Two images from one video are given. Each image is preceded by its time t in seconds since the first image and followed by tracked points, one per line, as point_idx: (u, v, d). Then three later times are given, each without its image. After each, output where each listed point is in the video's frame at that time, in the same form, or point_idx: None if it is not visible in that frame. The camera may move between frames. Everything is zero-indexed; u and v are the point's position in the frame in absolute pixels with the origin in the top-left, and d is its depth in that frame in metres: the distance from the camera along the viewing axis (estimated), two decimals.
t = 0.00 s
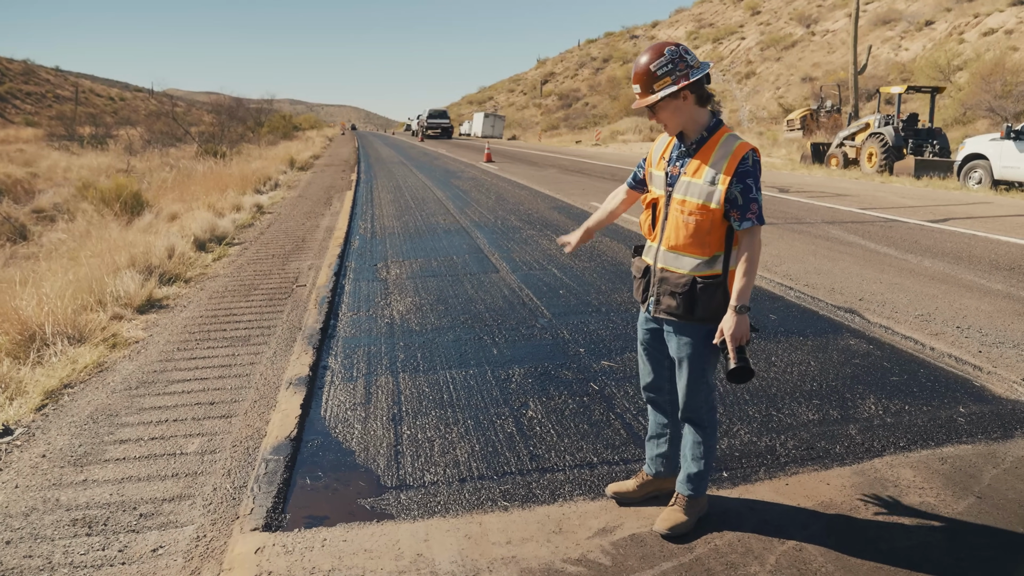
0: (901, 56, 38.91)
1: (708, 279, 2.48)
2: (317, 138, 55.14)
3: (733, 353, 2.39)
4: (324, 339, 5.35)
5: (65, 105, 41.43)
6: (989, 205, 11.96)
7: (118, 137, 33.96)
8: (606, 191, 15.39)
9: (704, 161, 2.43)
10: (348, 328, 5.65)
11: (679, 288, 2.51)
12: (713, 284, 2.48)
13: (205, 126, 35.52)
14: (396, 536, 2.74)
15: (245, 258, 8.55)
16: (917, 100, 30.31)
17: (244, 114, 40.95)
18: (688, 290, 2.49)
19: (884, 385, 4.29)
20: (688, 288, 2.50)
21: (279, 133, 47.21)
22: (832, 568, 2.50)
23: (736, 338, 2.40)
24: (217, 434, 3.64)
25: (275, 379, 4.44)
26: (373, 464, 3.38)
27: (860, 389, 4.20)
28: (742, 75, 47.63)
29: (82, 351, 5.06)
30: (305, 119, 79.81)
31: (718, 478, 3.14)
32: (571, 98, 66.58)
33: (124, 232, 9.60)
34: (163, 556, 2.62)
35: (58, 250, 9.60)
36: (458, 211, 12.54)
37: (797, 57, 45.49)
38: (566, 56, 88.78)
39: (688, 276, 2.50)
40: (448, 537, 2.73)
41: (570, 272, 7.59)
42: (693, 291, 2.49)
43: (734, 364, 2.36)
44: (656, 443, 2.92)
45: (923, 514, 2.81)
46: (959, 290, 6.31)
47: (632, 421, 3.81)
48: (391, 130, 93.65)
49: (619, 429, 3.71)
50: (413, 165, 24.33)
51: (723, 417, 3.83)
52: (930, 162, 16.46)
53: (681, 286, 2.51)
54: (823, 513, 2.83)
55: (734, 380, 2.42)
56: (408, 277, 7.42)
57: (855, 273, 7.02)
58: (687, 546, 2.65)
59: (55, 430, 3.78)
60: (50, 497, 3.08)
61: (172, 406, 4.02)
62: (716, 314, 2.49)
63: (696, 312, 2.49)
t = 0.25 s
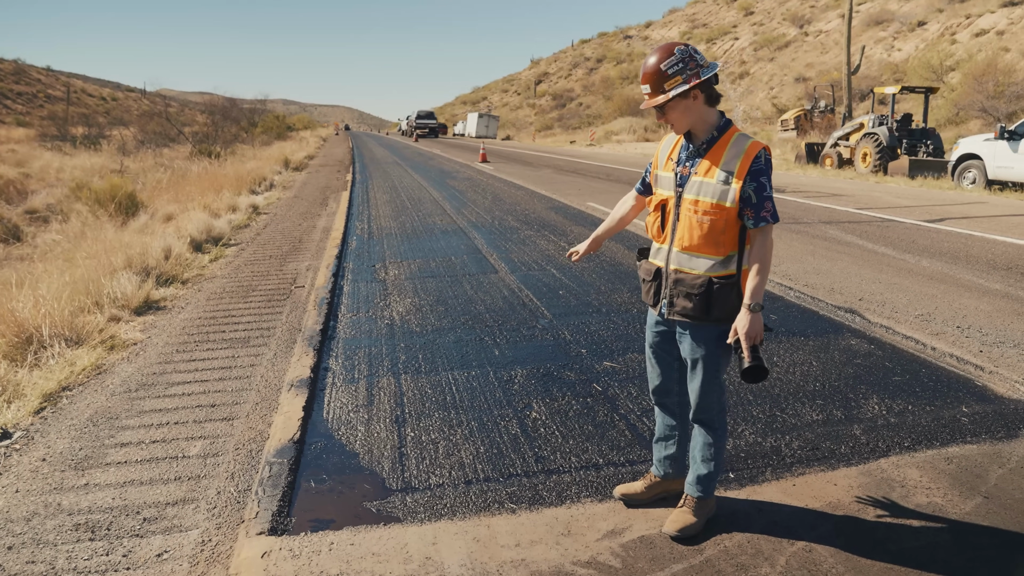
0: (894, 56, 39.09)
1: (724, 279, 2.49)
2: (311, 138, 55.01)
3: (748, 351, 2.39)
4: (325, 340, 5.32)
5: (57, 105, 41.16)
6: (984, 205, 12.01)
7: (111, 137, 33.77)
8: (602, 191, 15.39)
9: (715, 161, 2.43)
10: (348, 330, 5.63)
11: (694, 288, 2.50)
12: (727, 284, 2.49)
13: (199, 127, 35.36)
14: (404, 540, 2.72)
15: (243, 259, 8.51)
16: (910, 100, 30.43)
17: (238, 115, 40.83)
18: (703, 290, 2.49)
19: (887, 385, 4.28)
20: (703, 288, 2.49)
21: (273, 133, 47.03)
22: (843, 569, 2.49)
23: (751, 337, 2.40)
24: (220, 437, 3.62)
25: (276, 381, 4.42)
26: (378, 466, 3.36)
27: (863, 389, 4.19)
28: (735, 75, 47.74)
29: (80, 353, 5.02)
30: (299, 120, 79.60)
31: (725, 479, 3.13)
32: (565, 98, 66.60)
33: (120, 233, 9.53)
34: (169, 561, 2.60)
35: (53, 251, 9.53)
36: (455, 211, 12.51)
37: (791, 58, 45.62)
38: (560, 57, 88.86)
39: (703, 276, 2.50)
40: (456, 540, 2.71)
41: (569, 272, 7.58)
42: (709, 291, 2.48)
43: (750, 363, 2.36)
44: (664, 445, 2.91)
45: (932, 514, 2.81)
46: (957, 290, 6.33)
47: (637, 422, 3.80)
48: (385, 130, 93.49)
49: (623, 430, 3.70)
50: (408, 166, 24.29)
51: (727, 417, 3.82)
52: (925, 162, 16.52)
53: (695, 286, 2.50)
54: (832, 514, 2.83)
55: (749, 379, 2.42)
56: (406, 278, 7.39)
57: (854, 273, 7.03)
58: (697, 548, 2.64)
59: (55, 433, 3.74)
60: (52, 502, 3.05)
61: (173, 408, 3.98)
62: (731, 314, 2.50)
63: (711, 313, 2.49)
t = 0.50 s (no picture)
0: (885, 56, 39.30)
1: (730, 280, 2.49)
2: (302, 138, 54.84)
3: (760, 353, 2.41)
4: (322, 342, 5.29)
5: (46, 105, 40.86)
6: (976, 205, 12.08)
7: (101, 138, 33.57)
8: (596, 191, 15.39)
9: (721, 162, 2.44)
10: (345, 331, 5.60)
11: (701, 290, 2.50)
12: (734, 285, 2.49)
13: (190, 128, 35.23)
14: (408, 544, 2.71)
15: (237, 261, 8.46)
16: (901, 101, 30.59)
17: (229, 115, 40.66)
18: (709, 292, 2.48)
19: (885, 384, 4.28)
20: (710, 290, 2.49)
21: (264, 134, 46.83)
22: (848, 570, 2.48)
23: (762, 338, 2.41)
24: (218, 440, 3.59)
25: (274, 384, 4.38)
26: (379, 469, 3.34)
27: (862, 389, 4.19)
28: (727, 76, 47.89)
29: (74, 356, 4.97)
30: (291, 120, 79.33)
31: (728, 479, 3.12)
32: (557, 98, 66.67)
33: (112, 235, 9.47)
34: (169, 567, 2.57)
35: (44, 253, 9.45)
36: (449, 212, 12.49)
37: (782, 58, 45.80)
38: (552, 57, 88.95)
39: (710, 277, 2.50)
40: (460, 543, 2.70)
41: (565, 273, 7.57)
42: (715, 293, 2.48)
43: (764, 365, 2.38)
44: (667, 447, 2.90)
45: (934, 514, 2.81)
46: (953, 289, 6.35)
47: (638, 423, 3.79)
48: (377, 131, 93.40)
49: (624, 431, 3.69)
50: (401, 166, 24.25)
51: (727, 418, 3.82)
52: (916, 162, 16.60)
53: (702, 288, 2.50)
54: (835, 515, 2.83)
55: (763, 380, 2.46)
56: (402, 279, 7.36)
57: (849, 273, 7.05)
58: (702, 550, 2.63)
59: (50, 438, 3.70)
60: (49, 507, 3.01)
61: (170, 412, 3.95)
62: (738, 314, 2.51)
63: (717, 314, 2.49)
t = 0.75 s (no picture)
0: (873, 57, 39.56)
1: (733, 279, 2.52)
2: (292, 139, 54.65)
3: (763, 349, 2.45)
4: (316, 344, 5.26)
5: (33, 105, 40.48)
6: (965, 205, 12.17)
7: (89, 138, 33.31)
8: (588, 192, 15.41)
9: (721, 161, 2.46)
10: (339, 333, 5.57)
11: (705, 290, 2.51)
12: (737, 283, 2.52)
13: (179, 129, 35.01)
14: (408, 547, 2.69)
15: (229, 263, 8.40)
16: (890, 101, 30.80)
17: (219, 116, 40.47)
18: (714, 292, 2.50)
19: (880, 384, 4.29)
20: (714, 290, 2.50)
21: (254, 134, 46.61)
22: (848, 570, 2.49)
23: (765, 334, 2.47)
24: (214, 444, 3.56)
25: (269, 386, 4.35)
26: (376, 472, 3.32)
27: (858, 390, 4.20)
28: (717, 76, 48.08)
29: (65, 359, 4.92)
30: (280, 120, 79.02)
31: (727, 480, 3.13)
32: (548, 99, 66.72)
33: (102, 236, 9.39)
34: (167, 573, 2.54)
35: (34, 255, 9.35)
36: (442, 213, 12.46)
37: (771, 59, 46.02)
38: (542, 58, 89.00)
39: (714, 277, 2.52)
40: (460, 547, 2.69)
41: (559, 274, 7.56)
42: (720, 293, 2.50)
43: (765, 362, 2.40)
44: (667, 448, 2.90)
45: (932, 514, 2.82)
46: (945, 289, 6.39)
47: (635, 424, 3.79)
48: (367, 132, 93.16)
49: (622, 433, 3.68)
50: (392, 167, 24.19)
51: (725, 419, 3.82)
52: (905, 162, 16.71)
53: (706, 288, 2.51)
54: (834, 515, 2.83)
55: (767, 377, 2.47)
56: (396, 281, 7.34)
57: (842, 273, 7.08)
58: (703, 551, 2.63)
59: (43, 442, 3.65)
60: (43, 513, 2.98)
61: (164, 415, 3.91)
62: (741, 313, 2.54)
63: (722, 314, 2.51)
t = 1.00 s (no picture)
0: (860, 58, 39.84)
1: (735, 276, 2.56)
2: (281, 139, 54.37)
3: (766, 342, 2.53)
4: (309, 346, 5.23)
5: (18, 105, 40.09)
6: (952, 205, 12.27)
7: (75, 138, 33.02)
8: (579, 192, 15.42)
9: (718, 159, 2.50)
10: (331, 335, 5.54)
11: (708, 289, 2.53)
12: (738, 280, 2.57)
13: (167, 130, 34.77)
14: (405, 550, 2.68)
15: (219, 264, 8.35)
16: (878, 102, 31.02)
17: (207, 116, 40.26)
18: (717, 291, 2.52)
19: (872, 384, 4.31)
20: (718, 287, 2.53)
21: (242, 135, 46.37)
22: (846, 570, 2.49)
23: (765, 327, 2.54)
24: (207, 447, 3.53)
25: (262, 389, 4.33)
26: (371, 474, 3.30)
27: (850, 389, 4.22)
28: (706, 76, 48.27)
29: (55, 362, 4.86)
30: (268, 121, 78.62)
31: (723, 481, 3.13)
32: (537, 99, 66.75)
33: (90, 238, 9.31)
34: None
35: (21, 256, 9.25)
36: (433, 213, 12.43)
37: (760, 60, 46.24)
38: (532, 58, 89.04)
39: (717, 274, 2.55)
40: (457, 549, 2.69)
41: (551, 274, 7.56)
42: (723, 290, 2.53)
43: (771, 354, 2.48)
44: (663, 450, 2.90)
45: (927, 513, 2.84)
46: (934, 289, 6.44)
47: (630, 425, 3.79)
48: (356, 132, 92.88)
49: (617, 434, 3.68)
50: (382, 167, 24.13)
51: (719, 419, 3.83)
52: (893, 162, 16.84)
53: (710, 286, 2.53)
54: (830, 514, 2.84)
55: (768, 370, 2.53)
56: (388, 282, 7.31)
57: (833, 273, 7.12)
58: (700, 552, 2.63)
59: (33, 447, 3.61)
60: (34, 518, 2.94)
61: (156, 418, 3.88)
62: (742, 309, 2.59)
63: (726, 311, 2.54)
